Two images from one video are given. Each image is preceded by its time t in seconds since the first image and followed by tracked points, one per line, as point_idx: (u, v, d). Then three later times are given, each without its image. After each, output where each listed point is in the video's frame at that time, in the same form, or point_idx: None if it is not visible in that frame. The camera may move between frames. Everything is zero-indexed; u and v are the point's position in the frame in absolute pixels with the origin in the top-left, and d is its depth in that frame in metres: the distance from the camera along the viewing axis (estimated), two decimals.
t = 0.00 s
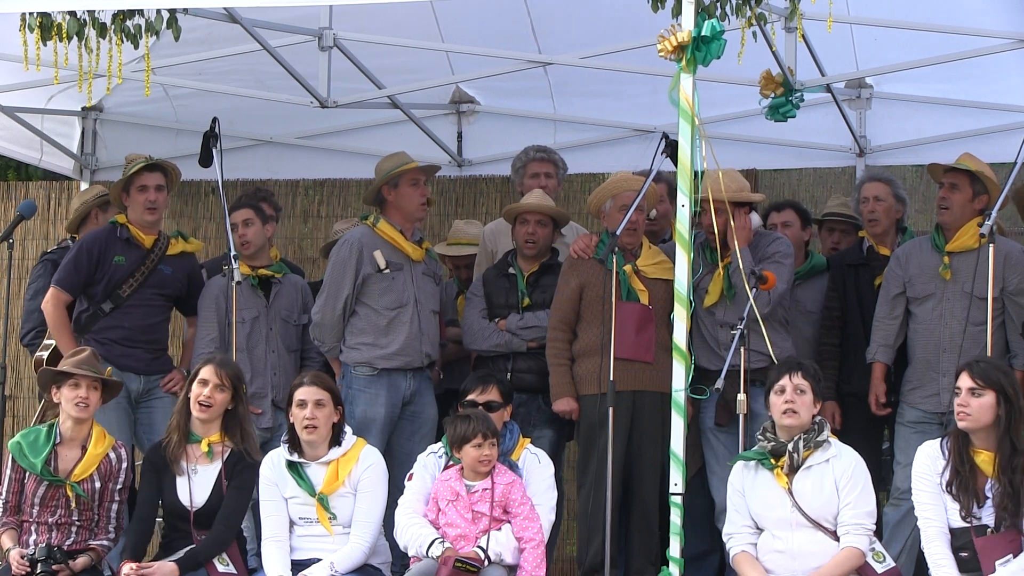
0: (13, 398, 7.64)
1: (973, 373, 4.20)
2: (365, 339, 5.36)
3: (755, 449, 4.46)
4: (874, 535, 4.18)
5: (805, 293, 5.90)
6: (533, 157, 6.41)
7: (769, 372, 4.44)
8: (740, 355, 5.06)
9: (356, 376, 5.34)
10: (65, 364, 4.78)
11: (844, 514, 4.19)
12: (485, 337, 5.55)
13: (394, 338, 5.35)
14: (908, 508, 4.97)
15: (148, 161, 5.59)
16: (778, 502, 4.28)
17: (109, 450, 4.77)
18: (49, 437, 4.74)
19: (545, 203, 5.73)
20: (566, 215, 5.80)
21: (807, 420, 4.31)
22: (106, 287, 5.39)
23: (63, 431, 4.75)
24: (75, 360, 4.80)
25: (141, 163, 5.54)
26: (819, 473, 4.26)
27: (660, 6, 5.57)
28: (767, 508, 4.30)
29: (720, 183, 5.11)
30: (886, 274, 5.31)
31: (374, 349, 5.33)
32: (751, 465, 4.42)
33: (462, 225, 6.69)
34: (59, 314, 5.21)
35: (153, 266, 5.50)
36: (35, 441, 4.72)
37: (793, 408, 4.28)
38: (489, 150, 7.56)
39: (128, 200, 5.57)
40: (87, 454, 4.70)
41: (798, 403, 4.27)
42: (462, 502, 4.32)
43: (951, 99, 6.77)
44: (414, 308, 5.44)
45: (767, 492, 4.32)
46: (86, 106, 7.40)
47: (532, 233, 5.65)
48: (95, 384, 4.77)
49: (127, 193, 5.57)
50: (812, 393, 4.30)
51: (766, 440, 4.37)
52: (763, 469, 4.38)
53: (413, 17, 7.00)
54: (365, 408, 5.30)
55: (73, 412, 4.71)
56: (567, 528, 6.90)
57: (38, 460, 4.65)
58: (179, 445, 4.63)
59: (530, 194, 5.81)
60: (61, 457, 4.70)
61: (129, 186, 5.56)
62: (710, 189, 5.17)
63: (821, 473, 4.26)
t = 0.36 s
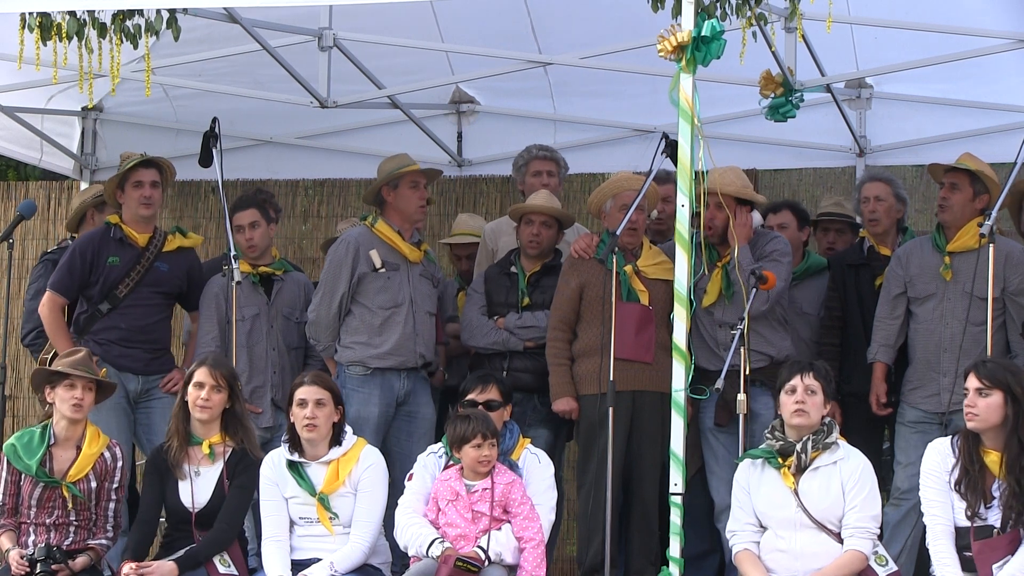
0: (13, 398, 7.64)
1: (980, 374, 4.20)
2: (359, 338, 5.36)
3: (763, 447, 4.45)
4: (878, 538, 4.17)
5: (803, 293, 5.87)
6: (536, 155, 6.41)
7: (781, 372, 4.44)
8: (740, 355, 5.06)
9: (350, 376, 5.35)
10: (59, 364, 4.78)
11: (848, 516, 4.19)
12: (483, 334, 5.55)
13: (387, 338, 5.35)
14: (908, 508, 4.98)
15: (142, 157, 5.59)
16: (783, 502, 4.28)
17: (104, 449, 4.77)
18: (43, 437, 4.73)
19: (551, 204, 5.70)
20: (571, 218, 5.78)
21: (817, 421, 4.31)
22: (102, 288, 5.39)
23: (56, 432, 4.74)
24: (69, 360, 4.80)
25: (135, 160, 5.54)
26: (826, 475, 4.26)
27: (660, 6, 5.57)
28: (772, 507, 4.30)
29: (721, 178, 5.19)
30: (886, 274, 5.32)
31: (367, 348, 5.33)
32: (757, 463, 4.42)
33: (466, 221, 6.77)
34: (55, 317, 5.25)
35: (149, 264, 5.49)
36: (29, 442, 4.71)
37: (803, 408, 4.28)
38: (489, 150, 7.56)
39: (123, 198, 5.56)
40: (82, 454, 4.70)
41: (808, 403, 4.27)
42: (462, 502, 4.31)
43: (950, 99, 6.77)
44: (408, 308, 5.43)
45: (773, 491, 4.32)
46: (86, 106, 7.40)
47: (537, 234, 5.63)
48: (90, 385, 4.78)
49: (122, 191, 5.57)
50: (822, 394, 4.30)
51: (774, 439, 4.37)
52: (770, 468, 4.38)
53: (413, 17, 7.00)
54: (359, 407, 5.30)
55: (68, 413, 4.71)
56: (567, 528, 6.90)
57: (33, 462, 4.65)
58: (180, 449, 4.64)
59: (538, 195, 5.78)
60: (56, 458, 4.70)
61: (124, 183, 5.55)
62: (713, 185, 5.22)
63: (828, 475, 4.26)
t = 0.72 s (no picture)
0: (13, 398, 7.63)
1: (990, 375, 4.20)
2: (358, 338, 5.36)
3: (767, 446, 4.45)
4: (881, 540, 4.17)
5: (801, 293, 5.85)
6: (538, 155, 6.42)
7: (787, 371, 4.44)
8: (740, 355, 5.06)
9: (349, 375, 5.35)
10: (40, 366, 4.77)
11: (852, 517, 4.19)
12: (479, 330, 5.56)
13: (386, 337, 5.35)
14: (909, 508, 4.98)
15: (134, 152, 5.58)
16: (787, 502, 4.28)
17: (93, 446, 4.78)
18: (29, 440, 4.72)
19: (560, 208, 5.70)
20: (580, 221, 5.78)
21: (823, 421, 4.30)
22: (101, 286, 5.39)
23: (42, 433, 4.74)
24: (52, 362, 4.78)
25: (127, 155, 5.53)
26: (831, 475, 4.26)
27: (661, 6, 5.57)
28: (776, 507, 4.30)
29: (722, 177, 5.21)
30: (886, 274, 5.32)
31: (366, 347, 5.34)
32: (762, 461, 4.41)
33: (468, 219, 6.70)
34: (57, 319, 5.30)
35: (147, 259, 5.48)
36: (16, 446, 4.70)
37: (809, 408, 4.27)
38: (489, 150, 7.55)
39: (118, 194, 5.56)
40: (71, 452, 4.71)
41: (815, 404, 4.26)
42: (462, 502, 4.31)
43: (950, 99, 6.77)
44: (406, 307, 5.43)
45: (777, 491, 4.32)
46: (86, 106, 7.39)
47: (542, 235, 5.62)
48: (75, 386, 4.77)
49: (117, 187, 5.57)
50: (828, 395, 4.29)
51: (779, 439, 4.36)
52: (774, 467, 4.37)
53: (413, 17, 7.00)
54: (358, 407, 5.31)
55: (52, 415, 4.71)
56: (567, 528, 6.90)
57: (22, 465, 4.63)
58: (165, 452, 4.65)
59: (546, 198, 5.78)
60: (45, 459, 4.70)
61: (118, 180, 5.55)
62: (715, 183, 5.23)
63: (832, 475, 4.26)
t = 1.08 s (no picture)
0: (13, 398, 7.63)
1: (991, 375, 4.20)
2: (360, 339, 5.37)
3: (760, 448, 4.45)
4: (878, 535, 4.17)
5: (803, 292, 5.86)
6: (541, 154, 6.41)
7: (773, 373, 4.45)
8: (740, 355, 5.06)
9: (351, 375, 5.36)
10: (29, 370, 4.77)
11: (848, 514, 4.19)
12: (484, 332, 5.54)
13: (388, 338, 5.36)
14: (909, 508, 4.98)
15: (130, 150, 5.57)
16: (782, 502, 4.28)
17: (88, 444, 4.77)
18: (26, 441, 4.74)
19: (553, 206, 5.72)
20: (573, 219, 5.80)
21: (812, 421, 4.30)
22: (102, 285, 5.38)
23: (37, 434, 4.74)
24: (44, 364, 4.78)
25: (123, 153, 5.52)
26: (825, 474, 4.26)
27: (661, 6, 5.56)
28: (772, 508, 4.30)
29: (721, 177, 5.20)
30: (886, 275, 5.32)
31: (368, 348, 5.34)
32: (755, 465, 4.42)
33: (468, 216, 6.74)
34: (57, 319, 5.29)
35: (147, 257, 5.47)
36: (13, 448, 4.70)
37: (795, 409, 4.27)
38: (489, 150, 7.56)
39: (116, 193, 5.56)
40: (67, 451, 4.71)
41: (799, 404, 4.27)
42: (462, 502, 4.32)
43: (950, 99, 6.78)
44: (408, 308, 5.43)
45: (771, 492, 4.32)
46: (86, 106, 7.39)
47: (539, 235, 5.63)
48: (67, 387, 4.77)
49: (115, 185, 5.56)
50: (814, 394, 4.29)
51: (770, 440, 4.37)
52: (768, 470, 4.38)
53: (413, 17, 6.99)
54: (360, 406, 5.31)
55: (47, 416, 4.71)
56: (567, 528, 6.90)
57: (19, 467, 4.64)
58: (151, 454, 4.63)
59: (539, 197, 5.79)
60: (42, 459, 4.70)
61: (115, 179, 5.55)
62: (714, 184, 5.23)
63: (827, 473, 4.26)
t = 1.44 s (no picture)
0: (13, 399, 7.64)
1: (974, 374, 4.21)
2: (365, 341, 5.36)
3: (744, 451, 4.46)
4: (867, 529, 4.18)
5: (803, 292, 5.86)
6: (537, 155, 6.40)
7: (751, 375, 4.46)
8: (740, 355, 5.07)
9: (357, 376, 5.35)
10: (32, 369, 4.77)
11: (835, 510, 4.18)
12: (485, 334, 5.53)
13: (394, 340, 5.36)
14: (909, 508, 4.98)
15: (129, 151, 5.58)
16: (769, 503, 4.29)
17: (92, 445, 4.77)
18: (28, 440, 4.73)
19: (549, 205, 5.71)
20: (570, 217, 5.80)
21: (791, 420, 4.32)
22: (100, 285, 5.39)
23: (40, 434, 4.74)
24: (45, 363, 4.79)
25: (119, 154, 5.53)
26: (809, 472, 4.27)
27: (660, 6, 5.56)
28: (760, 510, 4.30)
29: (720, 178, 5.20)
30: (886, 275, 5.32)
31: (375, 351, 5.34)
32: (742, 468, 4.43)
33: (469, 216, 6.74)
34: (54, 319, 5.30)
35: (145, 258, 5.47)
36: (15, 447, 4.70)
37: (766, 410, 4.29)
38: (489, 150, 7.56)
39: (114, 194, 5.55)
40: (70, 452, 4.70)
41: (769, 405, 4.28)
42: (462, 502, 4.32)
43: (950, 99, 6.78)
44: (412, 309, 5.44)
45: (758, 494, 4.33)
46: (86, 106, 7.39)
47: (537, 234, 5.64)
48: (71, 385, 4.77)
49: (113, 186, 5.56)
50: (784, 393, 4.29)
51: (752, 443, 4.38)
52: (753, 473, 4.38)
53: (413, 17, 6.99)
54: (366, 407, 5.31)
55: (50, 416, 4.71)
56: (567, 528, 6.90)
57: (21, 466, 4.64)
58: (153, 453, 4.63)
59: (533, 198, 5.79)
60: (44, 459, 4.70)
61: (114, 179, 5.55)
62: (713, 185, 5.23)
63: (811, 471, 4.26)
